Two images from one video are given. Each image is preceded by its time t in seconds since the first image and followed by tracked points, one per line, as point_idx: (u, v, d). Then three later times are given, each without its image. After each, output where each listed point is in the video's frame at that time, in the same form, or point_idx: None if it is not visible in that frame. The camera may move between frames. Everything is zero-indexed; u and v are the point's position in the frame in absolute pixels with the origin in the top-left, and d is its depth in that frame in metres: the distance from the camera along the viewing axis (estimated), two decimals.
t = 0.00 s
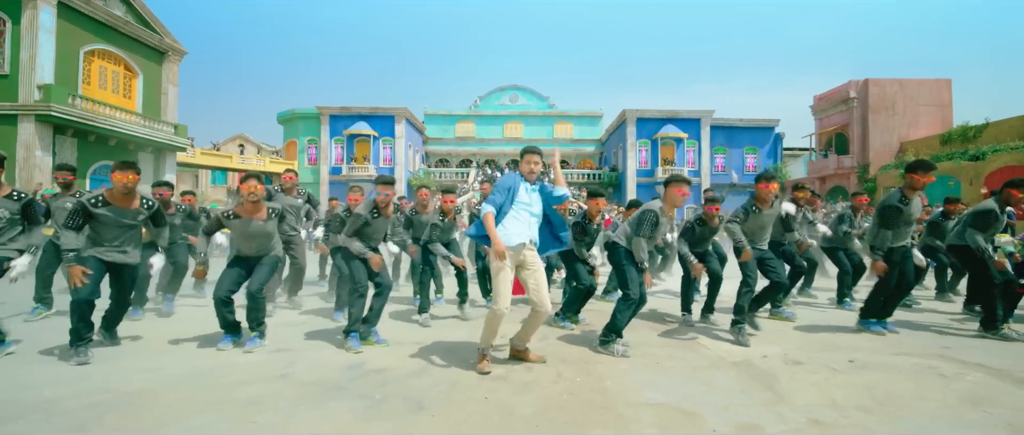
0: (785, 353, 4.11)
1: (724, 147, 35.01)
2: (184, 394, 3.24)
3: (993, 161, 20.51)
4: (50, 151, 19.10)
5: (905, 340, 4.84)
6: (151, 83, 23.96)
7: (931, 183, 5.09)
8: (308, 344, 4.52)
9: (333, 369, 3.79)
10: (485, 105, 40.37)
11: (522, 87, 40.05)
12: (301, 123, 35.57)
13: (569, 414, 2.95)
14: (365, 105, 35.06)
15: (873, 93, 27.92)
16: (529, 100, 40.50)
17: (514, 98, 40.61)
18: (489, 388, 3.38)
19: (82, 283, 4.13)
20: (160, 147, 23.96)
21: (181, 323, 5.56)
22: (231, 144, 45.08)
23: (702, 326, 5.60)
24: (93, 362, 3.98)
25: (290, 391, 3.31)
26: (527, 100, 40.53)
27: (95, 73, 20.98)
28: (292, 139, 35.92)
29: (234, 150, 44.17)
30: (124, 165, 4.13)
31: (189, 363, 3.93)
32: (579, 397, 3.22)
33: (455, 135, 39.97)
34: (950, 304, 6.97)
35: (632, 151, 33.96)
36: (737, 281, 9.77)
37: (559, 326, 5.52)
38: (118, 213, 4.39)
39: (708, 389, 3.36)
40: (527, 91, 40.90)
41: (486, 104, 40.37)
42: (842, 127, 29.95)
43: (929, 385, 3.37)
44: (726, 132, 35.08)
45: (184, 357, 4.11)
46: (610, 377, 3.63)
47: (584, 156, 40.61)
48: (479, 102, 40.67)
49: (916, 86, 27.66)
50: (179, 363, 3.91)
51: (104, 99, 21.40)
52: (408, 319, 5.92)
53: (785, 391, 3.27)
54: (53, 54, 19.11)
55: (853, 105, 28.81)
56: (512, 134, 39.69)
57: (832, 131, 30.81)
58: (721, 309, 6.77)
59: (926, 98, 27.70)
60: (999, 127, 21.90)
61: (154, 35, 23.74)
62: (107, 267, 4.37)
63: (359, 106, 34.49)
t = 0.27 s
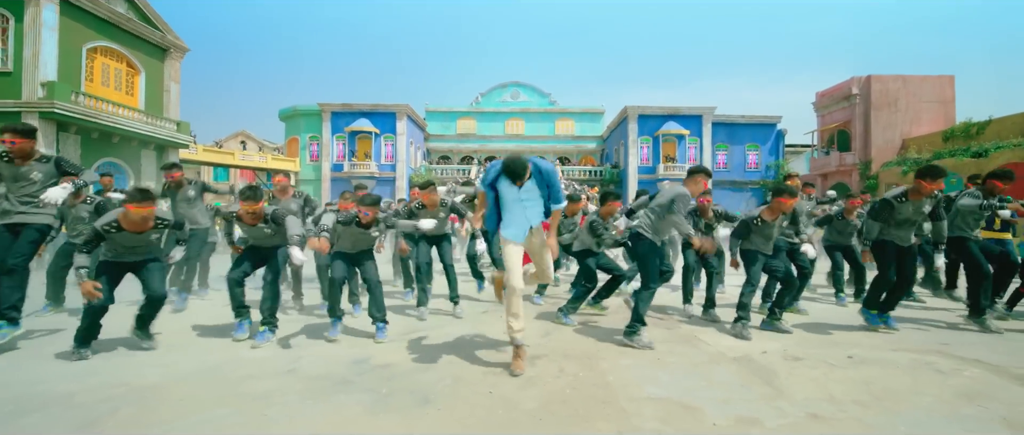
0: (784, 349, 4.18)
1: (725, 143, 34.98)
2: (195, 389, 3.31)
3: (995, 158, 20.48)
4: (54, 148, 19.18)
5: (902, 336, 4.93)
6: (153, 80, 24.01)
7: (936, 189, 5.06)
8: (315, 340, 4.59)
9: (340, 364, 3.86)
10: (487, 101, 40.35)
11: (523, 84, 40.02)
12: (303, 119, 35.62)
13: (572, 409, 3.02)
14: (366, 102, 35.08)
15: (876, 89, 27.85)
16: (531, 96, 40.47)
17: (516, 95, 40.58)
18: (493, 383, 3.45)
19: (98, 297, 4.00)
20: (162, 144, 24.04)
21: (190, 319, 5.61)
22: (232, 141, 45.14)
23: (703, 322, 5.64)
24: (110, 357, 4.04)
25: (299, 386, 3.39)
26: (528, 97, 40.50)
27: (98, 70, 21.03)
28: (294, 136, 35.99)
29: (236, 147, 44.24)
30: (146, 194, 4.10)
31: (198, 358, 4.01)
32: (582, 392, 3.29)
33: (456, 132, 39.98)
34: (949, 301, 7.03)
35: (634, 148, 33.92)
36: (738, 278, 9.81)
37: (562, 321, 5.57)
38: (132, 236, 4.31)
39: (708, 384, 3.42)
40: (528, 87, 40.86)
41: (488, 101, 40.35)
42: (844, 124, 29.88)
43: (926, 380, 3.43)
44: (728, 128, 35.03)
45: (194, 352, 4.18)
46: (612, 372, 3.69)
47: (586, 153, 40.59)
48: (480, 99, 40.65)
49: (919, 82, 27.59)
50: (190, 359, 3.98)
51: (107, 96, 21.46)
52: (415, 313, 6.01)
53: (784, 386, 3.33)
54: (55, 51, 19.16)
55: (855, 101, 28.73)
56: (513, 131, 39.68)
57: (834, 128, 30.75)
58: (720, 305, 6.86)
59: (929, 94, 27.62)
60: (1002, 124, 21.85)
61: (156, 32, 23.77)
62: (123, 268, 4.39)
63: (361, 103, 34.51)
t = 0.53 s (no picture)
0: (784, 344, 4.23)
1: (727, 137, 34.88)
2: (206, 382, 3.38)
3: (999, 152, 20.41)
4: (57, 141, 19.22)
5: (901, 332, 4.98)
6: (155, 73, 23.99)
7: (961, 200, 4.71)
8: (322, 334, 4.66)
9: (347, 358, 3.93)
10: (488, 95, 40.25)
11: (525, 77, 39.89)
12: (304, 113, 35.59)
13: (575, 403, 3.07)
14: (368, 95, 35.02)
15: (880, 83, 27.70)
16: (532, 90, 40.36)
17: (518, 88, 40.44)
18: (498, 378, 3.51)
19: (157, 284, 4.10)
20: (164, 137, 24.07)
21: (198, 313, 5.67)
22: (234, 134, 45.16)
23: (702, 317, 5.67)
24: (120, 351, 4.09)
25: (307, 379, 3.46)
26: (530, 90, 40.39)
27: (99, 64, 21.01)
28: (295, 129, 35.99)
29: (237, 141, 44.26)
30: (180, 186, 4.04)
31: (207, 352, 4.07)
32: (585, 386, 3.35)
33: (458, 125, 39.92)
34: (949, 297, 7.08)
35: (636, 141, 33.84)
36: (739, 273, 9.85)
37: (564, 317, 5.64)
38: (167, 230, 4.22)
39: (709, 379, 3.48)
40: (530, 80, 40.71)
41: (489, 94, 40.24)
42: (848, 118, 29.76)
43: (924, 376, 3.47)
44: (730, 122, 34.90)
45: (203, 346, 4.25)
46: (614, 367, 3.75)
47: (588, 146, 40.53)
48: (482, 92, 40.54)
49: (923, 76, 27.43)
50: (198, 353, 4.04)
51: (109, 89, 21.46)
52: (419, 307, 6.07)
53: (784, 381, 3.38)
54: (57, 45, 19.15)
55: (859, 95, 28.59)
56: (515, 125, 39.60)
57: (838, 122, 30.63)
58: (722, 300, 6.91)
59: (933, 88, 27.47)
60: (1006, 118, 21.71)
61: (158, 25, 23.71)
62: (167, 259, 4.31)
63: (362, 96, 34.46)
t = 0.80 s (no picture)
0: (787, 353, 4.27)
1: (730, 133, 34.74)
2: (218, 394, 3.44)
3: (1004, 149, 20.35)
4: (61, 139, 19.29)
5: (902, 338, 5.02)
6: (157, 71, 24.00)
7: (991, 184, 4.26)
8: (330, 341, 4.73)
9: (355, 368, 3.99)
10: (490, 90, 40.14)
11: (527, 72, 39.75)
12: (306, 109, 35.56)
13: (581, 416, 3.12)
14: (370, 91, 34.97)
15: (884, 79, 27.52)
16: (535, 85, 40.23)
17: (520, 83, 40.30)
18: (504, 389, 3.56)
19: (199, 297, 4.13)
20: (167, 135, 24.10)
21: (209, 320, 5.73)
22: (237, 130, 45.22)
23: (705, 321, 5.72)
24: (132, 361, 4.15)
25: (316, 391, 3.50)
26: (532, 85, 40.26)
27: (102, 61, 21.03)
28: (297, 125, 35.92)
29: (240, 136, 44.31)
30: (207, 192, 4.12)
31: (218, 361, 4.14)
32: (590, 398, 3.39)
33: (459, 121, 39.86)
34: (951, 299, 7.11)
35: (638, 137, 33.76)
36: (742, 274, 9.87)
37: (567, 323, 5.69)
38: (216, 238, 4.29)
39: (713, 390, 3.51)
40: (532, 76, 40.56)
41: (491, 89, 40.13)
42: (852, 113, 29.59)
43: (926, 388, 3.50)
44: (733, 118, 34.76)
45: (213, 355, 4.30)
46: (619, 378, 3.80)
47: (590, 142, 40.43)
48: (484, 88, 40.43)
49: (928, 71, 27.23)
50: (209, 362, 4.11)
51: (111, 87, 21.49)
52: (423, 311, 6.12)
53: (787, 393, 3.42)
54: (60, 43, 19.16)
55: (863, 90, 28.42)
56: (517, 120, 39.52)
57: (841, 118, 30.46)
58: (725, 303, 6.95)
59: (938, 83, 27.29)
60: (1013, 114, 21.61)
61: (159, 22, 23.68)
62: (223, 272, 4.38)
63: (364, 92, 34.42)
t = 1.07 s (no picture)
0: (789, 370, 4.31)
1: (732, 130, 34.65)
2: (227, 414, 3.50)
3: (1008, 147, 20.27)
4: (64, 140, 19.34)
5: (903, 351, 5.05)
6: (159, 70, 24.01)
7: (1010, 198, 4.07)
8: (335, 355, 4.77)
9: (360, 385, 4.04)
10: (492, 87, 40.07)
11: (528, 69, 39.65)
12: (307, 107, 35.54)
13: None
14: (371, 89, 34.94)
15: (888, 76, 27.40)
16: (536, 82, 40.15)
17: (521, 81, 40.21)
18: (508, 410, 3.60)
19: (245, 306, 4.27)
20: (170, 134, 24.14)
21: (213, 330, 5.76)
22: (238, 127, 45.30)
23: (706, 332, 5.76)
24: (139, 378, 4.18)
25: (322, 411, 3.55)
26: (533, 82, 40.17)
27: (104, 61, 21.05)
28: (299, 123, 35.82)
29: (241, 134, 44.37)
30: (236, 209, 4.27)
31: (226, 378, 4.19)
32: (593, 419, 3.44)
33: (461, 118, 39.83)
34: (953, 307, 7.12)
35: (640, 135, 33.71)
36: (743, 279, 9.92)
37: (571, 334, 5.72)
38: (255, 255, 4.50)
39: (715, 411, 3.55)
40: (534, 73, 40.46)
41: (493, 86, 40.05)
42: (855, 111, 29.46)
43: (926, 409, 3.53)
44: (735, 115, 34.65)
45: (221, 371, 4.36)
46: (622, 396, 3.84)
47: (591, 139, 40.37)
48: (485, 85, 40.36)
49: (933, 68, 27.11)
50: (216, 379, 4.15)
51: (114, 87, 21.52)
52: (427, 320, 6.15)
53: (788, 415, 3.45)
54: (62, 43, 19.18)
55: (866, 88, 28.29)
56: (519, 117, 39.47)
57: (844, 115, 30.34)
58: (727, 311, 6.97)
59: (942, 81, 27.18)
60: (1017, 113, 21.61)
61: (161, 22, 23.66)
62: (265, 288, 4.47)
63: (365, 90, 34.40)
